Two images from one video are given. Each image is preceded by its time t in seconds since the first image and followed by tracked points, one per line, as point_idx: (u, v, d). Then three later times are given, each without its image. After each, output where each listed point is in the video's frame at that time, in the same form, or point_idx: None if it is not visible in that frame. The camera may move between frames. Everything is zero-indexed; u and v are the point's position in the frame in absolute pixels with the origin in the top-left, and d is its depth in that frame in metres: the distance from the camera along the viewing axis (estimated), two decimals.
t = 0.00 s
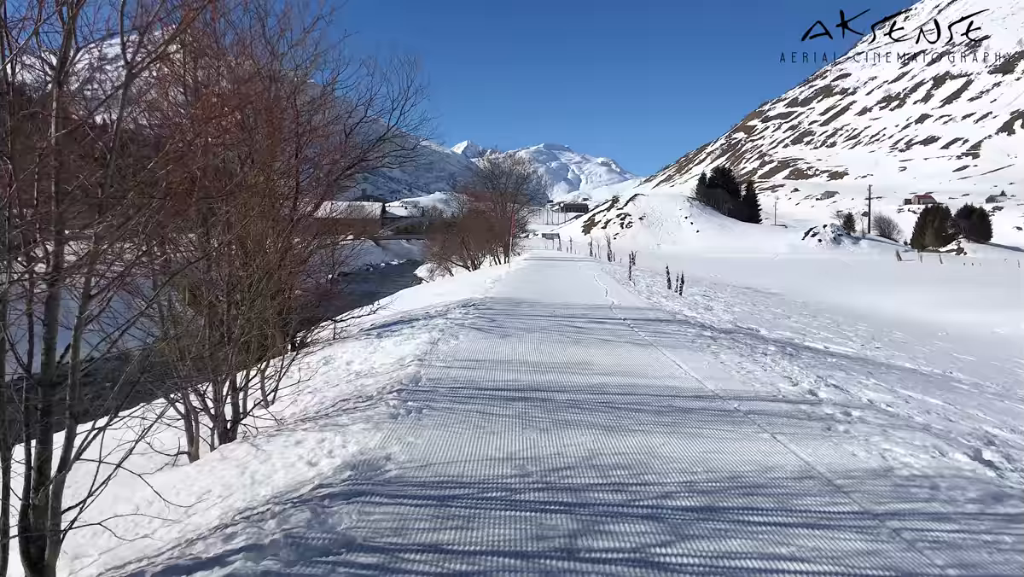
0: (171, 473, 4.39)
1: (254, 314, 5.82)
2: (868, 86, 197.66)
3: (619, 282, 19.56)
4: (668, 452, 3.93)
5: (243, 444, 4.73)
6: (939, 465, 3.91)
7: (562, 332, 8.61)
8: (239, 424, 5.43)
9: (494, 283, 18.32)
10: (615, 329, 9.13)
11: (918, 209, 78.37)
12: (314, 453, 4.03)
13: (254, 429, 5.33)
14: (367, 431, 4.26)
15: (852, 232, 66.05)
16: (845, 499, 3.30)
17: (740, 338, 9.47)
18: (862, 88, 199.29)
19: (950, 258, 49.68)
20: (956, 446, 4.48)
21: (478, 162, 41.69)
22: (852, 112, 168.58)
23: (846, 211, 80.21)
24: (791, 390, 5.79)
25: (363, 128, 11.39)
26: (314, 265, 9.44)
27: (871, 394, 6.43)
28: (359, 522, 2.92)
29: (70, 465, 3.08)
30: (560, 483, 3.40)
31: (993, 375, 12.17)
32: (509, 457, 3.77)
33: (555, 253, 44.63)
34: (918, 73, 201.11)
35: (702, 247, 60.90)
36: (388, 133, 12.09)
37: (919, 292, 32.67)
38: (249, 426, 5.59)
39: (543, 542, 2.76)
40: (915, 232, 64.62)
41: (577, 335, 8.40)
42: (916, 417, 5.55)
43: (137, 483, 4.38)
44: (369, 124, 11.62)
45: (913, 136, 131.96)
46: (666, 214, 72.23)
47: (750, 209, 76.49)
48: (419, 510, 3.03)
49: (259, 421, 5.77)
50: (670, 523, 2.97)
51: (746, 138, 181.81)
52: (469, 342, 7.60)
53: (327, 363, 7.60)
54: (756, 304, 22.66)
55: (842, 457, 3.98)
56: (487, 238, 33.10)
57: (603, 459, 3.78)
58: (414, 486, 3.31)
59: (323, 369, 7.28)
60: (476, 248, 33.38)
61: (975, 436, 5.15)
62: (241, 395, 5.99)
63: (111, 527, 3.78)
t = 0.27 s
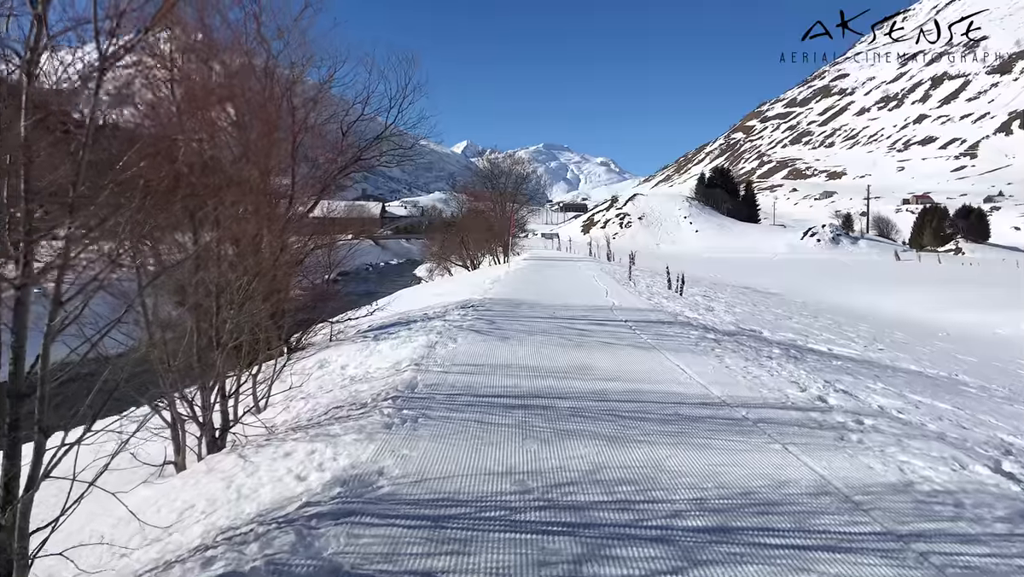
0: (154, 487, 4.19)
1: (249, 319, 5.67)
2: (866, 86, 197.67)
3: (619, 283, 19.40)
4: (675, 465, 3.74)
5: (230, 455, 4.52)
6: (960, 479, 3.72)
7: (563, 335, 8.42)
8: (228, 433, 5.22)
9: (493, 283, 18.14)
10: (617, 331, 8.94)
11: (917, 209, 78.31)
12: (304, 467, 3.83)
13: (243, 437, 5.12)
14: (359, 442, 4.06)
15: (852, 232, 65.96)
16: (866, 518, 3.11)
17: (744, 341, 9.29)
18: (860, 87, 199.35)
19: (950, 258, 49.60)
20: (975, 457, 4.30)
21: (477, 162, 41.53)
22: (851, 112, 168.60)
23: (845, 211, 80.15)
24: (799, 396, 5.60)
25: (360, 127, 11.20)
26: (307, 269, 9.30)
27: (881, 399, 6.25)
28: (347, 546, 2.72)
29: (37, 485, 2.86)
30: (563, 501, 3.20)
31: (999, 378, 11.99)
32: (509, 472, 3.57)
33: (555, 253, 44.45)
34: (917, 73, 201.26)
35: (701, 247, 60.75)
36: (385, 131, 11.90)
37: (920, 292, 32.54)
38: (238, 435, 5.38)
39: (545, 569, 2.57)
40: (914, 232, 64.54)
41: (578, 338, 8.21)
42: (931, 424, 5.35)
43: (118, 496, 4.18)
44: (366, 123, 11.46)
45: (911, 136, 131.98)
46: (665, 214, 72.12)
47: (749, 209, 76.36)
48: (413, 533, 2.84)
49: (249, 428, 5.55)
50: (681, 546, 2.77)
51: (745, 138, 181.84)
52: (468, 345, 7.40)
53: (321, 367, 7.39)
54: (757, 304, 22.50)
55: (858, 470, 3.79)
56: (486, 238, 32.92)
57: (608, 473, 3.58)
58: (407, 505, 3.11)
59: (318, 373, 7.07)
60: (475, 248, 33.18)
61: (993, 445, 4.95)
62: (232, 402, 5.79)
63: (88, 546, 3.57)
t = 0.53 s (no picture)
0: (135, 501, 3.96)
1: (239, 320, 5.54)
2: (865, 86, 197.62)
3: (619, 283, 19.19)
4: (687, 480, 3.52)
5: (217, 466, 4.31)
6: (988, 494, 3.51)
7: (564, 337, 8.22)
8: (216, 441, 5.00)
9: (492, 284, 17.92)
10: (618, 334, 8.74)
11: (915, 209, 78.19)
12: (293, 481, 3.62)
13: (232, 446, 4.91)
14: (352, 453, 3.86)
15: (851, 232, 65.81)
16: (893, 539, 2.90)
17: (748, 343, 9.08)
18: (859, 87, 199.39)
19: (949, 258, 49.46)
20: (999, 468, 4.10)
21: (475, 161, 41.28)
22: (850, 112, 168.55)
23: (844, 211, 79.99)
24: (811, 403, 5.39)
25: (355, 124, 10.98)
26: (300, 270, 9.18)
27: (894, 405, 6.05)
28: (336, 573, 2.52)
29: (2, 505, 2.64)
30: (567, 520, 2.99)
31: (1006, 380, 11.79)
32: (509, 487, 3.36)
33: (553, 253, 44.22)
34: (915, 73, 201.33)
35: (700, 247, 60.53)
36: (381, 129, 11.67)
37: (920, 292, 32.38)
38: (227, 443, 5.17)
39: None
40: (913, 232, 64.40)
41: (579, 341, 8.00)
42: (949, 433, 5.13)
43: (98, 512, 3.96)
44: (361, 122, 11.27)
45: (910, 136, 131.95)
46: (664, 214, 71.88)
47: (748, 209, 76.18)
48: (407, 557, 2.63)
49: (238, 437, 5.34)
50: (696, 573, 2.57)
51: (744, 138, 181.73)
52: (467, 348, 7.19)
53: (314, 372, 7.17)
54: (757, 305, 22.29)
55: (880, 484, 3.57)
56: (485, 238, 32.69)
57: (615, 489, 3.37)
58: (401, 525, 2.91)
59: (311, 378, 6.86)
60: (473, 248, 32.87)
61: (1015, 455, 4.74)
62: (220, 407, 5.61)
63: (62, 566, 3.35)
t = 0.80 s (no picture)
0: (113, 519, 3.73)
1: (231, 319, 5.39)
2: (862, 86, 197.89)
3: (617, 284, 19.00)
4: (699, 497, 3.32)
5: (202, 478, 4.09)
6: (1019, 511, 3.31)
7: (564, 340, 8.01)
8: (202, 452, 4.77)
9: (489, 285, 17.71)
10: (620, 337, 8.54)
11: (913, 209, 78.23)
12: (280, 497, 3.40)
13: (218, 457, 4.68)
14: (343, 467, 3.64)
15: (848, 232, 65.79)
16: (924, 563, 2.70)
17: (752, 346, 8.89)
18: (856, 87, 199.66)
19: (947, 258, 49.43)
20: None
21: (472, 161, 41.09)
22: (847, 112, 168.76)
23: (842, 211, 80.02)
24: (822, 410, 5.19)
25: (350, 123, 10.80)
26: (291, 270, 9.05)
27: (906, 411, 5.86)
28: None
29: None
30: (574, 543, 2.78)
31: (1011, 382, 11.64)
32: (512, 505, 3.15)
33: (551, 253, 44.02)
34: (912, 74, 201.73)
35: (698, 247, 60.41)
36: (376, 127, 11.46)
37: (919, 292, 32.28)
38: (214, 452, 4.93)
39: None
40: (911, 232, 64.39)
41: (580, 344, 7.80)
42: (965, 441, 4.94)
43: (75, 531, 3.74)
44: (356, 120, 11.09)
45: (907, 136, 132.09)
46: (661, 214, 71.79)
47: (745, 209, 76.14)
48: None
49: (226, 446, 5.11)
50: None
51: (741, 138, 181.80)
52: (464, 352, 6.98)
53: (307, 376, 6.94)
54: (757, 306, 22.13)
55: (903, 501, 3.37)
56: (482, 238, 32.49)
57: (623, 506, 3.17)
58: (395, 549, 2.70)
59: (303, 383, 6.65)
60: (470, 250, 32.95)
61: None
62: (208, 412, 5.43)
63: None
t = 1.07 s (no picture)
0: (86, 537, 3.51)
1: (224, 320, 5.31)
2: (860, 87, 198.01)
3: (617, 285, 18.81)
4: (711, 514, 3.11)
5: (183, 492, 3.87)
6: None
7: (563, 343, 7.82)
8: (186, 463, 4.55)
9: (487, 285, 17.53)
10: (620, 339, 8.35)
11: (911, 209, 78.17)
12: (263, 514, 3.19)
13: (203, 469, 4.47)
14: (331, 482, 3.43)
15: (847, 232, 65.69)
16: None
17: (756, 349, 8.70)
18: (854, 87, 199.76)
19: (946, 258, 49.34)
20: None
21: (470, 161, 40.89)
22: (845, 112, 168.85)
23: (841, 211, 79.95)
24: (833, 417, 4.99)
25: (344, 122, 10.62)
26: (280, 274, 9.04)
27: (918, 417, 5.66)
28: None
29: None
30: (578, 568, 2.57)
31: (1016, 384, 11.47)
32: (509, 524, 2.95)
33: (549, 253, 43.83)
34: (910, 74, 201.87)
35: (697, 247, 60.27)
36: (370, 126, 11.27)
37: (919, 292, 32.15)
38: (199, 463, 4.72)
39: None
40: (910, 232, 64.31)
41: (580, 347, 7.61)
42: (983, 449, 4.74)
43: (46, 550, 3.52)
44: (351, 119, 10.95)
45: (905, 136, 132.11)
46: (660, 214, 71.67)
47: (744, 209, 76.06)
48: None
49: (212, 456, 4.90)
50: None
51: (739, 138, 181.80)
52: (461, 356, 6.78)
53: (299, 381, 6.74)
54: (757, 306, 21.96)
55: (926, 518, 3.16)
56: (481, 238, 32.29)
57: (629, 525, 2.96)
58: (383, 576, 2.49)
59: (294, 388, 6.45)
60: (469, 249, 32.32)
61: None
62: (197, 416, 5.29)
63: None
